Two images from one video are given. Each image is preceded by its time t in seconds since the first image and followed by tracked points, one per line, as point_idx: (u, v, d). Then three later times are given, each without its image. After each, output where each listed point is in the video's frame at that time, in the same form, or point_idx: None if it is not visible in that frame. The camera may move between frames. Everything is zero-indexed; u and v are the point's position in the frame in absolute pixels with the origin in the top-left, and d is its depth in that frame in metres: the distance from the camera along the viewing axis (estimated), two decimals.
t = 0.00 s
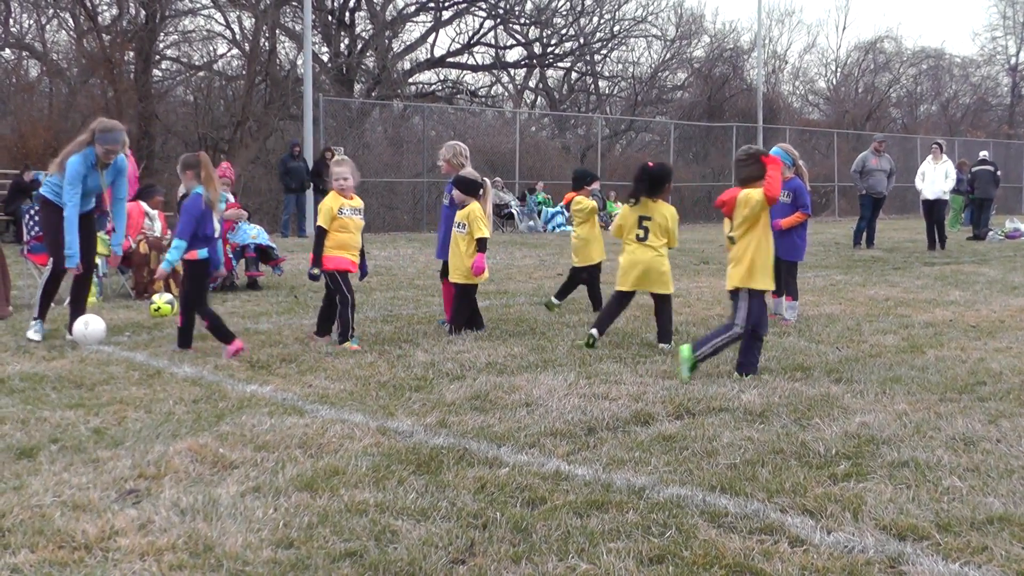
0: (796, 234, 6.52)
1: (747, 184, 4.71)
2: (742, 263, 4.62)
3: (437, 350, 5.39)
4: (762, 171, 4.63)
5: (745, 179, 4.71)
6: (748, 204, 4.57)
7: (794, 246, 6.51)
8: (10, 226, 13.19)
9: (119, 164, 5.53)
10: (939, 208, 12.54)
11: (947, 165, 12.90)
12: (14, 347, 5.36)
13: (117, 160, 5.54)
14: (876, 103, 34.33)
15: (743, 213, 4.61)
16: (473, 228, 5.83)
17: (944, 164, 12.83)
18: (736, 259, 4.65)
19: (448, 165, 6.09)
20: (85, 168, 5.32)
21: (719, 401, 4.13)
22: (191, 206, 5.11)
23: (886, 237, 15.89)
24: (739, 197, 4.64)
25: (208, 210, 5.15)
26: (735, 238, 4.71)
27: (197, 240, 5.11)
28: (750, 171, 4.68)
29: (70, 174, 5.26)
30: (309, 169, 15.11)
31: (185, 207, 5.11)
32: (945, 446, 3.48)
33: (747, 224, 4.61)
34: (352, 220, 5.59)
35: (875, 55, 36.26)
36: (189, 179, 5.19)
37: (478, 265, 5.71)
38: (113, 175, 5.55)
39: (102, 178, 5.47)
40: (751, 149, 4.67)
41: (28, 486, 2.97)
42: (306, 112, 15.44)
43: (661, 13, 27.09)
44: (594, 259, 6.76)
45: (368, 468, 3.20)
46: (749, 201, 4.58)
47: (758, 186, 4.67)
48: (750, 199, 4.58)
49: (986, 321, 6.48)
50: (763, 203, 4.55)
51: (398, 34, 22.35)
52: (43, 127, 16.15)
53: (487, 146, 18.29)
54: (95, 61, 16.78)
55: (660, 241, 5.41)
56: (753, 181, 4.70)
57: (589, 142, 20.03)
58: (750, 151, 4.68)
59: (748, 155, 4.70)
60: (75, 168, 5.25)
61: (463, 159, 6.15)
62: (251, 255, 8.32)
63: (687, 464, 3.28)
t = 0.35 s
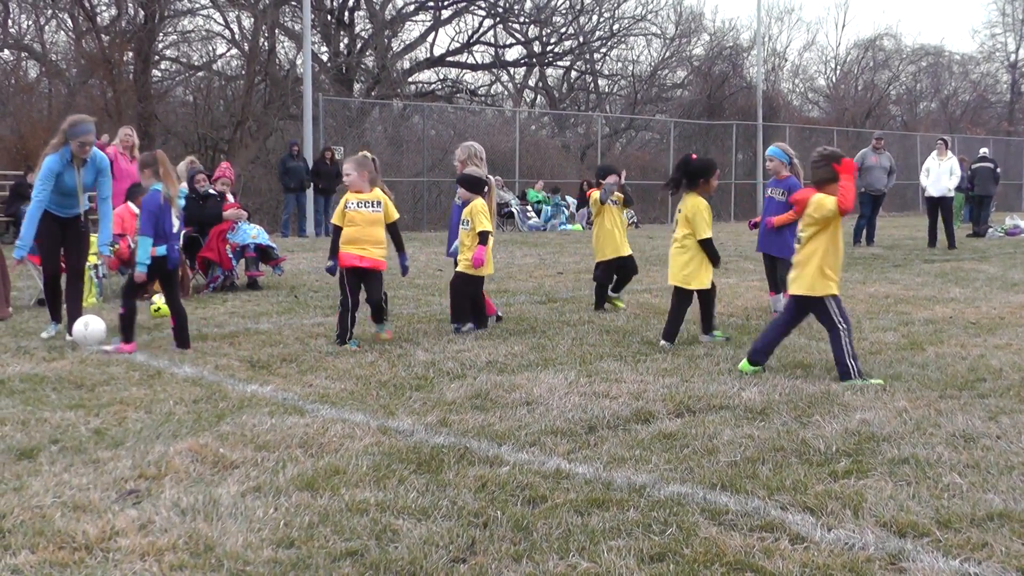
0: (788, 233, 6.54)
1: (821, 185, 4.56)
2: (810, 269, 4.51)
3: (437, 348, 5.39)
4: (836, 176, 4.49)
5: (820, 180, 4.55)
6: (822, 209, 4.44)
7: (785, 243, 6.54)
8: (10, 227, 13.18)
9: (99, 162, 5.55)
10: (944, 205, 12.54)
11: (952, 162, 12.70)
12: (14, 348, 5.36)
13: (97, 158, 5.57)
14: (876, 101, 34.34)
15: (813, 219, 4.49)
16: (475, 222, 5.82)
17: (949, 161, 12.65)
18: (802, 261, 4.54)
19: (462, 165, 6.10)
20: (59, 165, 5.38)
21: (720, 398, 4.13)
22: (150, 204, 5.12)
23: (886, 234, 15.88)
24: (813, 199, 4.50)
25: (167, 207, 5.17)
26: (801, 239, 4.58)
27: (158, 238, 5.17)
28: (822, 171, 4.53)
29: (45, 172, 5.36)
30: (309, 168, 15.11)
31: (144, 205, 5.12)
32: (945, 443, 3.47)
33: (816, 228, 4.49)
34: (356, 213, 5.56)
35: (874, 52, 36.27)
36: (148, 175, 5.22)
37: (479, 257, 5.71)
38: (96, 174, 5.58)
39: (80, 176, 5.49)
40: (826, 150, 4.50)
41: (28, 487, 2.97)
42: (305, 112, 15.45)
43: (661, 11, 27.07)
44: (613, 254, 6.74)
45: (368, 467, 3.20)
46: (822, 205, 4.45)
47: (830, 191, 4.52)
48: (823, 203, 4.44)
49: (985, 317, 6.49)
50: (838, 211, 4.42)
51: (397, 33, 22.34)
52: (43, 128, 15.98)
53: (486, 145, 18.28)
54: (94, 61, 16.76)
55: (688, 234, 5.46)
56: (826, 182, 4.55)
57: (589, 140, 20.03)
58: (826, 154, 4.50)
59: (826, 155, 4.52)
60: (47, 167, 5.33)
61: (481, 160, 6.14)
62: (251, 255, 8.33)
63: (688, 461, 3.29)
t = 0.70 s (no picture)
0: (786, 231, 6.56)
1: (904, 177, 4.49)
2: (884, 260, 4.46)
3: (437, 347, 5.38)
4: (918, 166, 4.41)
5: (901, 172, 4.49)
6: (900, 199, 4.39)
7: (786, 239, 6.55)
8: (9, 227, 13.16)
9: (74, 137, 5.84)
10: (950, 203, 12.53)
11: (956, 159, 12.82)
12: (13, 348, 5.36)
13: (72, 134, 5.85)
14: (875, 98, 34.35)
15: (892, 208, 4.43)
16: (480, 223, 5.84)
17: (954, 157, 12.71)
18: (881, 252, 4.49)
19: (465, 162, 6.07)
20: (35, 144, 5.71)
21: (720, 397, 4.12)
22: (94, 203, 5.04)
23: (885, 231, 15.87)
24: (891, 189, 4.45)
25: (110, 207, 5.06)
26: (878, 230, 4.55)
27: (103, 236, 5.06)
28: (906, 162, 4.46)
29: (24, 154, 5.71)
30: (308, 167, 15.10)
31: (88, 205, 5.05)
32: (944, 440, 3.48)
33: (894, 218, 4.45)
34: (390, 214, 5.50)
35: (873, 50, 36.32)
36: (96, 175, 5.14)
37: (483, 255, 5.69)
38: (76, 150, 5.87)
39: (56, 153, 5.77)
40: (909, 139, 4.43)
41: (28, 487, 2.97)
42: (304, 111, 15.44)
43: (660, 9, 27.05)
44: (624, 254, 6.84)
45: (368, 466, 3.20)
46: (900, 196, 4.40)
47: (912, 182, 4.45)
48: (902, 194, 4.39)
49: (985, 314, 6.48)
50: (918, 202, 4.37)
51: (396, 32, 22.31)
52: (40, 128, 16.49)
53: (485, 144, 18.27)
54: (93, 60, 16.74)
55: (747, 228, 5.60)
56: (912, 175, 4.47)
57: (588, 138, 20.02)
58: (906, 142, 4.44)
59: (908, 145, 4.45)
60: (24, 148, 5.68)
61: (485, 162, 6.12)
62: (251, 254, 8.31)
63: (689, 459, 3.28)
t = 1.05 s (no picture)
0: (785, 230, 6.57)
1: (974, 175, 4.52)
2: (962, 262, 4.47)
3: (436, 345, 5.38)
4: (991, 164, 4.44)
5: (971, 170, 4.51)
6: (971, 198, 4.41)
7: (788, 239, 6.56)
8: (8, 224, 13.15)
9: (63, 122, 5.87)
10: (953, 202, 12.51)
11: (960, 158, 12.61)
12: (11, 346, 5.34)
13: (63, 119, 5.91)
14: (874, 97, 34.36)
15: (963, 206, 4.45)
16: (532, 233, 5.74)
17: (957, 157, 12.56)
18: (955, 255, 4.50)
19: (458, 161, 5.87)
20: (30, 134, 5.91)
21: (719, 396, 4.12)
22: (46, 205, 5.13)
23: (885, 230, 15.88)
24: (962, 188, 4.46)
25: (58, 208, 5.08)
26: (952, 232, 4.57)
27: (51, 238, 5.07)
28: (975, 160, 4.48)
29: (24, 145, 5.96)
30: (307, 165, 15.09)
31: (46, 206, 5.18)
32: (944, 440, 3.47)
33: (968, 217, 4.46)
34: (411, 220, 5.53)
35: (873, 49, 36.33)
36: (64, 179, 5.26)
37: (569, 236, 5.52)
38: (69, 135, 5.92)
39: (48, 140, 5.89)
40: (979, 136, 4.46)
41: (28, 485, 2.97)
42: (304, 109, 15.43)
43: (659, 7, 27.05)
44: (625, 253, 6.84)
45: (368, 464, 3.20)
46: (973, 194, 4.41)
47: (983, 180, 4.47)
48: (973, 193, 4.41)
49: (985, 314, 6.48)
50: (990, 200, 4.37)
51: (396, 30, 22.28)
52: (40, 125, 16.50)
53: (485, 142, 18.27)
54: (92, 58, 16.73)
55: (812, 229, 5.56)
56: (982, 172, 4.49)
57: (588, 137, 20.03)
58: (978, 141, 4.46)
59: (979, 143, 4.47)
60: (22, 139, 5.92)
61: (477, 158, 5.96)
62: (251, 253, 8.32)
63: (688, 458, 3.28)
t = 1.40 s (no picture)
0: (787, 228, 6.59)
1: None
2: None
3: (438, 342, 5.39)
4: None
5: None
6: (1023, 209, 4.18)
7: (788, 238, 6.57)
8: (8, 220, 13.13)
9: (87, 123, 5.82)
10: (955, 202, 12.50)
11: (962, 158, 12.71)
12: (11, 341, 5.34)
13: (88, 122, 5.86)
14: (875, 97, 34.34)
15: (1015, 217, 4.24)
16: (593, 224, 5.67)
17: (960, 157, 12.63)
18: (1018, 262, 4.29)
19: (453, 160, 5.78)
20: (51, 131, 5.79)
21: (719, 395, 4.12)
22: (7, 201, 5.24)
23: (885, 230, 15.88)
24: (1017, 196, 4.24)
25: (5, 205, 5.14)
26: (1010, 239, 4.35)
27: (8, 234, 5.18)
28: None
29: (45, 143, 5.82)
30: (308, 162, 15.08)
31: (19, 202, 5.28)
32: (944, 440, 3.47)
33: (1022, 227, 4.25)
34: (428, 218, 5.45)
35: (874, 48, 36.27)
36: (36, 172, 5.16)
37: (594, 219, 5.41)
38: (91, 136, 5.86)
39: (72, 141, 5.79)
40: None
41: (27, 481, 2.97)
42: (304, 107, 15.43)
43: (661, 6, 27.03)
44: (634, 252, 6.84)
45: (367, 462, 3.20)
46: None
47: None
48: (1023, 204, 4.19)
49: (985, 314, 6.48)
50: None
51: (397, 28, 22.25)
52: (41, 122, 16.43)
53: (486, 140, 18.27)
54: (92, 54, 16.73)
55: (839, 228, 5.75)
56: None
57: (588, 136, 20.02)
58: None
59: None
60: (42, 137, 5.79)
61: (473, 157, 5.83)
62: (251, 250, 8.30)
63: (687, 457, 3.28)
